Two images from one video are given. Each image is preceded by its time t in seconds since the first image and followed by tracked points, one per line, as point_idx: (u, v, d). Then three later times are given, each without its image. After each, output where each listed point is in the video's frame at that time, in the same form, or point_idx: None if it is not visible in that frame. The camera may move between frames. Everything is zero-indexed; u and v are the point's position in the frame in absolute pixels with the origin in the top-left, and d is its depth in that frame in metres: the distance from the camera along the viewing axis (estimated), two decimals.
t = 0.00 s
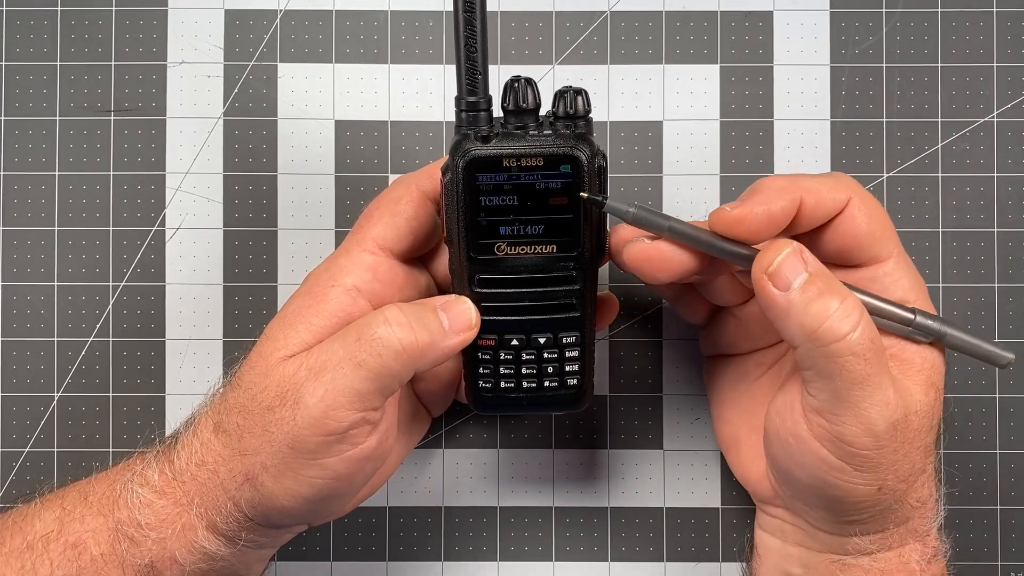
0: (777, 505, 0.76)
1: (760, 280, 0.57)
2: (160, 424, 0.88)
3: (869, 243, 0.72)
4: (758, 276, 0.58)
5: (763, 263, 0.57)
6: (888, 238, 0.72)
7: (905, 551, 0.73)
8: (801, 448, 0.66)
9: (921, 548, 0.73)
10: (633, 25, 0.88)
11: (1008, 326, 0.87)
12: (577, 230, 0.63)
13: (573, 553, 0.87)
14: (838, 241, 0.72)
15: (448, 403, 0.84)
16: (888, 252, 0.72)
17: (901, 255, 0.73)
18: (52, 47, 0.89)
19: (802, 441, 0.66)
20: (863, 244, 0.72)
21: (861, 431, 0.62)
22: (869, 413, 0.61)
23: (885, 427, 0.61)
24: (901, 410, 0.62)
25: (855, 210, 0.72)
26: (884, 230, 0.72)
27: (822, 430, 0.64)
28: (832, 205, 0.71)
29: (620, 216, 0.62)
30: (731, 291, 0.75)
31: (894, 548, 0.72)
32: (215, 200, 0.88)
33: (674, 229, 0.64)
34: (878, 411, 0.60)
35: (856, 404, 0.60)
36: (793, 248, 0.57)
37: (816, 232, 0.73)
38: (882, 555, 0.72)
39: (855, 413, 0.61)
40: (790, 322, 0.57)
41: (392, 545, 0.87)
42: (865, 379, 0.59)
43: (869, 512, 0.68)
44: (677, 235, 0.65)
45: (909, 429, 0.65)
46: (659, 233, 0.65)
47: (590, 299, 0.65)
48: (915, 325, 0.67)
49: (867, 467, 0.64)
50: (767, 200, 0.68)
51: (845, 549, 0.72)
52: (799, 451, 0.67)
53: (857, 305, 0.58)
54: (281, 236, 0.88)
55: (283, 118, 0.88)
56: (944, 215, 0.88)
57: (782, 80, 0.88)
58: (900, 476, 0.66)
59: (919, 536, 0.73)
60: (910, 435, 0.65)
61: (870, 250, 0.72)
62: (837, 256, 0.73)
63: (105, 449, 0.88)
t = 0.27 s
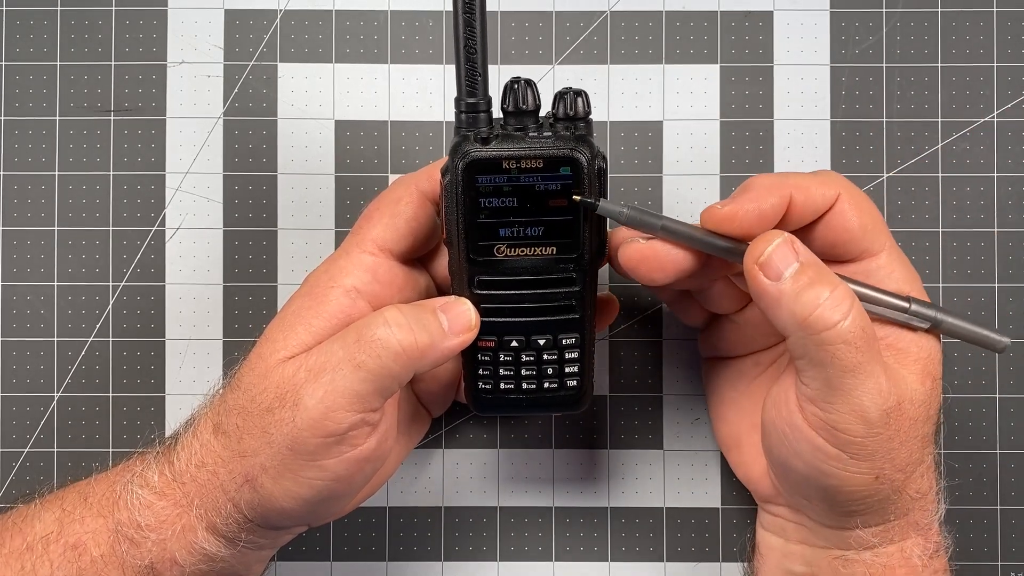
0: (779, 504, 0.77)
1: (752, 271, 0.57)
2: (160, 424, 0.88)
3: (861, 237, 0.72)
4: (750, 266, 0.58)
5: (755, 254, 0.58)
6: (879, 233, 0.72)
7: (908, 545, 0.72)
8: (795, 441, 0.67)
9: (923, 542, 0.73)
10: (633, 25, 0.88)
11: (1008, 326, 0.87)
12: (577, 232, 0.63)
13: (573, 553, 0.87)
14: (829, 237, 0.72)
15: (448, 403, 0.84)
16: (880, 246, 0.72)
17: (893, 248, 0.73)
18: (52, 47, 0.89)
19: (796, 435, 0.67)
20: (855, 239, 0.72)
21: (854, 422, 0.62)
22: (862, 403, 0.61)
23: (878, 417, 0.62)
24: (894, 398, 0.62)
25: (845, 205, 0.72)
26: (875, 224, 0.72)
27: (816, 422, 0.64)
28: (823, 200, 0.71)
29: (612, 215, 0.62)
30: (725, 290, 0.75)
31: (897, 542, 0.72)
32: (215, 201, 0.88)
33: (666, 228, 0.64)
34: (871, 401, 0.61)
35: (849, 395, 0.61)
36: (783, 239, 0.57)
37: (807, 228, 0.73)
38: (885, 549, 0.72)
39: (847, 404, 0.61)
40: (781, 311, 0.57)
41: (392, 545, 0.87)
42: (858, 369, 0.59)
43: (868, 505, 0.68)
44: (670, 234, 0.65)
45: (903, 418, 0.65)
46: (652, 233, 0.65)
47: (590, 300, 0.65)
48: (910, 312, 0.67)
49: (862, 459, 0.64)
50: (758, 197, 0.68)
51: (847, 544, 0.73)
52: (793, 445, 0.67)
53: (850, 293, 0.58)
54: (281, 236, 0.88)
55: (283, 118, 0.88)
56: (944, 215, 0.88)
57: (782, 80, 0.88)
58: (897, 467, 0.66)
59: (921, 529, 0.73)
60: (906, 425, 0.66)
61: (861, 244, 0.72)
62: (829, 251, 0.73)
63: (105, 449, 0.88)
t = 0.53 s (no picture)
0: (780, 501, 0.77)
1: (752, 262, 0.58)
2: (160, 424, 0.88)
3: (859, 232, 0.72)
4: (750, 257, 0.58)
5: (756, 245, 0.58)
6: (877, 228, 0.72)
7: (911, 540, 0.72)
8: (792, 435, 0.68)
9: (926, 538, 0.73)
10: (633, 25, 0.87)
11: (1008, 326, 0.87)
12: (578, 231, 0.63)
13: (573, 553, 0.87)
14: (828, 232, 0.72)
15: (448, 403, 0.84)
16: (878, 241, 0.73)
17: (891, 243, 0.73)
18: (52, 47, 0.89)
19: (793, 429, 0.67)
20: (853, 234, 0.72)
21: (851, 415, 0.62)
22: (858, 396, 0.61)
23: (875, 410, 0.62)
24: (891, 390, 0.62)
25: (842, 200, 0.72)
26: (872, 219, 0.72)
27: (813, 416, 0.65)
28: (821, 196, 0.71)
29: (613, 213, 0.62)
30: (726, 285, 0.75)
31: (900, 537, 0.72)
32: (215, 200, 0.88)
33: (667, 224, 0.64)
34: (867, 394, 0.61)
35: (845, 388, 0.61)
36: (784, 230, 0.57)
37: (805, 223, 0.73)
38: (888, 545, 0.72)
39: (843, 397, 0.62)
40: (781, 302, 0.57)
41: (392, 545, 0.87)
42: (854, 363, 0.59)
43: (869, 499, 0.68)
44: (670, 229, 0.65)
45: (902, 410, 0.65)
46: (653, 229, 0.65)
47: (591, 300, 0.65)
48: (910, 303, 0.67)
49: (860, 452, 0.64)
50: (757, 192, 0.68)
51: (849, 538, 0.73)
52: (790, 439, 0.68)
53: (849, 284, 0.58)
54: (281, 236, 0.88)
55: (283, 118, 0.88)
56: (944, 215, 0.88)
57: (782, 80, 0.88)
58: (897, 460, 0.66)
59: (924, 524, 0.73)
60: (905, 418, 0.66)
61: (859, 239, 0.72)
62: (827, 246, 0.73)
63: (105, 449, 0.88)
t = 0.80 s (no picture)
0: (779, 500, 0.77)
1: (752, 257, 0.58)
2: (160, 424, 0.88)
3: (859, 231, 0.72)
4: (750, 253, 0.58)
5: (757, 241, 0.58)
6: (878, 227, 0.72)
7: (909, 540, 0.72)
8: (787, 433, 0.68)
9: (924, 537, 0.73)
10: (633, 25, 0.87)
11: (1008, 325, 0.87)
12: (578, 230, 0.63)
13: (573, 553, 0.87)
14: (829, 231, 0.72)
15: (448, 403, 0.84)
16: (879, 239, 0.72)
17: (891, 241, 0.73)
18: (52, 47, 0.89)
19: (788, 427, 0.67)
20: (853, 233, 0.72)
21: (846, 413, 0.62)
22: (853, 394, 0.61)
23: (870, 407, 0.62)
24: (888, 388, 0.62)
25: (843, 199, 0.72)
26: (873, 218, 0.72)
27: (808, 414, 0.65)
28: (822, 194, 0.71)
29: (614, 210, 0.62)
30: (726, 283, 0.75)
31: (898, 537, 0.72)
32: (215, 200, 0.88)
33: (668, 222, 0.64)
34: (863, 392, 0.61)
35: (840, 386, 0.61)
36: (785, 226, 0.57)
37: (806, 222, 0.73)
38: (886, 545, 0.72)
39: (838, 395, 0.62)
40: (781, 298, 0.57)
41: (392, 545, 0.87)
42: (848, 361, 0.60)
43: (865, 497, 0.68)
44: (671, 227, 0.65)
45: (898, 408, 0.65)
46: (654, 227, 0.65)
47: (592, 299, 0.65)
48: (912, 299, 0.67)
49: (856, 450, 0.64)
50: (759, 190, 0.68)
51: (846, 538, 0.73)
52: (786, 437, 0.68)
53: (847, 282, 0.58)
54: (281, 236, 0.88)
55: (283, 118, 0.88)
56: (944, 215, 0.88)
57: (782, 80, 0.88)
58: (894, 458, 0.66)
59: (922, 524, 0.73)
60: (901, 416, 0.66)
61: (860, 238, 0.72)
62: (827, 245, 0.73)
63: (105, 449, 0.88)
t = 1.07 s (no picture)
0: (780, 501, 0.77)
1: (770, 268, 0.57)
2: (160, 424, 0.88)
3: (868, 237, 0.72)
4: (767, 264, 0.58)
5: (774, 251, 0.58)
6: (886, 233, 0.72)
7: (911, 545, 0.72)
8: (800, 443, 0.67)
9: (925, 541, 0.73)
10: (633, 25, 0.87)
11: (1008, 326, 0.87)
12: (577, 233, 0.63)
13: (573, 553, 0.87)
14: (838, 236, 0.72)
15: (448, 403, 0.84)
16: (886, 245, 0.72)
17: (898, 248, 0.73)
18: (52, 47, 0.89)
19: (803, 437, 0.67)
20: (862, 239, 0.72)
21: (864, 426, 0.62)
22: (869, 407, 0.61)
23: (887, 420, 0.62)
24: (904, 401, 0.62)
25: (853, 205, 0.72)
26: (882, 225, 0.72)
27: (822, 424, 0.65)
28: (831, 200, 0.71)
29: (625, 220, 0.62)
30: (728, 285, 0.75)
31: (901, 543, 0.72)
32: (215, 200, 0.88)
33: (677, 230, 0.64)
34: (880, 405, 0.61)
35: (857, 398, 0.61)
36: (802, 237, 0.58)
37: (815, 227, 0.73)
38: (888, 550, 0.72)
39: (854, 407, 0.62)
40: (800, 311, 0.57)
41: (392, 545, 0.87)
42: (866, 373, 0.59)
43: (874, 506, 0.68)
44: (681, 235, 0.65)
45: (911, 420, 0.65)
46: (663, 235, 0.65)
47: (591, 302, 0.65)
48: (920, 310, 0.67)
49: (869, 461, 0.64)
50: (768, 197, 0.68)
51: (848, 544, 0.73)
52: (799, 447, 0.68)
53: (866, 294, 0.58)
54: (281, 236, 0.88)
55: (283, 118, 0.88)
56: (944, 215, 0.88)
57: (782, 80, 0.88)
58: (904, 469, 0.66)
59: (924, 529, 0.73)
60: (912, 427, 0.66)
61: (869, 245, 0.72)
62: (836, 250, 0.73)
63: (105, 449, 0.88)
